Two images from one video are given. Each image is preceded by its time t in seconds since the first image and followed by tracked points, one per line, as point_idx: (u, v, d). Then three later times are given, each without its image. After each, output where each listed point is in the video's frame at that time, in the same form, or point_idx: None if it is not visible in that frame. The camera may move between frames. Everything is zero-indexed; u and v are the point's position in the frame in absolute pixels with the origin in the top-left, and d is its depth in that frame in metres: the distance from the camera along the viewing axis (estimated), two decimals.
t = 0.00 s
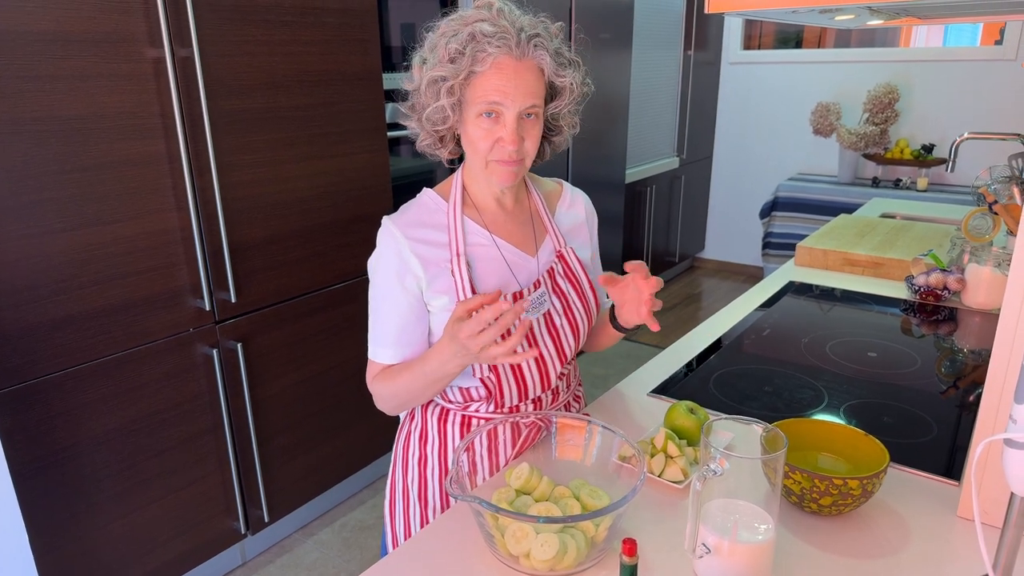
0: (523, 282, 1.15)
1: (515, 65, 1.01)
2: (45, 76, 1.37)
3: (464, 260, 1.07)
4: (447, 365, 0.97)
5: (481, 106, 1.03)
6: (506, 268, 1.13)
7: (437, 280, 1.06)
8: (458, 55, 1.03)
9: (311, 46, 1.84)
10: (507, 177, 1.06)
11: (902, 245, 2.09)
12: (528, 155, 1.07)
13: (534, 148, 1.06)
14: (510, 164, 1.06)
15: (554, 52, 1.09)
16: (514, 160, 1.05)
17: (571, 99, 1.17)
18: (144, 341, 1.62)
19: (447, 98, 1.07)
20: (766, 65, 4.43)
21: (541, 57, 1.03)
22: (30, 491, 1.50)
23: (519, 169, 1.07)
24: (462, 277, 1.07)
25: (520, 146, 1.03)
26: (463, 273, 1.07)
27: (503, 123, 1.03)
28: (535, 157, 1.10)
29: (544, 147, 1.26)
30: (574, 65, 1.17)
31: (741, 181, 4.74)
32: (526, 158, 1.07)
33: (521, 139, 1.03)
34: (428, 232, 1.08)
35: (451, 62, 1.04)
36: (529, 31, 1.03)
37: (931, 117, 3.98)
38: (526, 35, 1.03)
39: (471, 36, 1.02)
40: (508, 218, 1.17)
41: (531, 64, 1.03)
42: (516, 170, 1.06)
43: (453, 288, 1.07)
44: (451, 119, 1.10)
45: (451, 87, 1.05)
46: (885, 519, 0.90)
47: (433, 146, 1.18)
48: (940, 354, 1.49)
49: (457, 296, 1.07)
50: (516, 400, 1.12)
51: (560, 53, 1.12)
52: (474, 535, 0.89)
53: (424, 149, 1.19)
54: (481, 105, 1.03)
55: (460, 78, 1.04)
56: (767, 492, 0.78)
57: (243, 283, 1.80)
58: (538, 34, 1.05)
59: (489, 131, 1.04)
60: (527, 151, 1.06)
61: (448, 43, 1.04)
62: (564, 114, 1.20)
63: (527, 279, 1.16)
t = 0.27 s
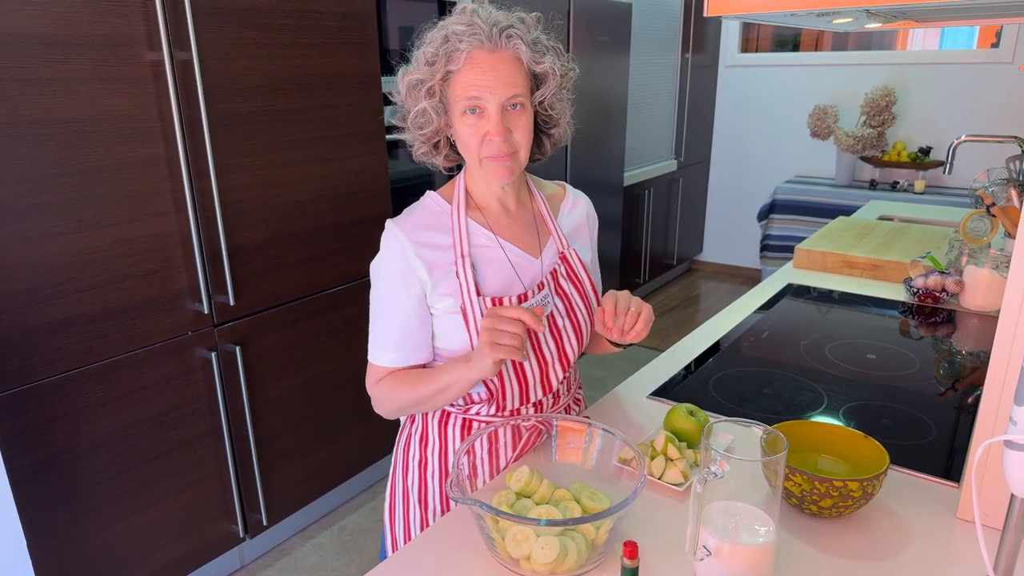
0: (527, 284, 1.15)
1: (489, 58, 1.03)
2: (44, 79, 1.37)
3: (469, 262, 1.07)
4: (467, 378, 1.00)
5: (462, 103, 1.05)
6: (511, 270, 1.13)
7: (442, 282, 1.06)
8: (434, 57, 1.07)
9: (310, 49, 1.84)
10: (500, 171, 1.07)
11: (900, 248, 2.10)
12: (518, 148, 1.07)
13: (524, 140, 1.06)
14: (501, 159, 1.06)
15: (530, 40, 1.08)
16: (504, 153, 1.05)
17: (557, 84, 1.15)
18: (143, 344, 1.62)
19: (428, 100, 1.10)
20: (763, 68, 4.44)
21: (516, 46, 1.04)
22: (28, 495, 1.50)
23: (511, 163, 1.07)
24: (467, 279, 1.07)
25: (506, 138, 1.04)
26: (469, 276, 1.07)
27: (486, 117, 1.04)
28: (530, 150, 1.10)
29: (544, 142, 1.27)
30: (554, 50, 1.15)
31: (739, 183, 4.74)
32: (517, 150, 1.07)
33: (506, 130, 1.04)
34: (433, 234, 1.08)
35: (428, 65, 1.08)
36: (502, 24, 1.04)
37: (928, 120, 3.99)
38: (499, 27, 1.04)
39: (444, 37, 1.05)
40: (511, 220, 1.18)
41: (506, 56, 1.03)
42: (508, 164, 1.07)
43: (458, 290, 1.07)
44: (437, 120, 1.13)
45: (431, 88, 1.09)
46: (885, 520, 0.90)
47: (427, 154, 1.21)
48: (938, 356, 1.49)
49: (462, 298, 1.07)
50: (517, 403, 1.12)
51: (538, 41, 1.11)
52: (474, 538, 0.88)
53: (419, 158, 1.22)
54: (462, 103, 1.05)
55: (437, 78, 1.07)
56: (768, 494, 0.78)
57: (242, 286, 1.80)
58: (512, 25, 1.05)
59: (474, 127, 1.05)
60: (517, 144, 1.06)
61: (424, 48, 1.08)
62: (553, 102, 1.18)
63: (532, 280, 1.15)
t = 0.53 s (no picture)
0: (528, 282, 1.15)
1: (467, 58, 1.04)
2: (39, 80, 1.36)
3: (470, 260, 1.08)
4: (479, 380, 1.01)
5: (447, 107, 1.05)
6: (512, 268, 1.14)
7: (443, 279, 1.06)
8: (415, 66, 1.08)
9: (306, 49, 1.84)
10: (491, 169, 1.07)
11: (896, 249, 2.10)
12: (508, 144, 1.07)
13: (512, 136, 1.06)
14: (491, 157, 1.06)
15: (507, 35, 1.08)
16: (493, 150, 1.06)
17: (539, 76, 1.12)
18: (138, 345, 1.61)
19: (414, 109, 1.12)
20: (759, 70, 4.45)
21: (492, 43, 1.04)
22: (24, 496, 1.49)
23: (501, 159, 1.07)
24: (468, 277, 1.07)
25: (492, 135, 1.04)
26: (470, 273, 1.07)
27: (471, 118, 1.05)
28: (522, 145, 1.10)
29: (541, 138, 1.26)
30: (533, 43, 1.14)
31: (735, 184, 4.75)
32: (506, 147, 1.07)
33: (492, 128, 1.04)
34: (433, 231, 1.08)
35: (410, 74, 1.10)
36: (477, 24, 1.05)
37: (923, 121, 4.00)
38: (474, 28, 1.04)
39: (421, 45, 1.06)
40: (511, 218, 1.18)
41: (483, 54, 1.04)
42: (497, 161, 1.07)
43: (459, 287, 1.07)
44: (426, 127, 1.14)
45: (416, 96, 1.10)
46: (881, 520, 0.90)
47: (424, 162, 1.21)
48: (933, 356, 1.50)
49: (463, 296, 1.07)
50: (516, 403, 1.12)
51: (516, 35, 1.10)
52: (471, 538, 0.88)
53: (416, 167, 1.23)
54: (447, 106, 1.06)
55: (420, 86, 1.09)
56: (764, 494, 0.78)
57: (238, 287, 1.80)
58: (487, 23, 1.06)
59: (461, 129, 1.06)
60: (506, 140, 1.06)
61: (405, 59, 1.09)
62: (540, 94, 1.17)
63: (532, 279, 1.16)
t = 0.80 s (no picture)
0: (525, 282, 1.14)
1: (457, 61, 1.03)
2: (35, 80, 1.36)
3: (466, 260, 1.07)
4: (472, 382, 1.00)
5: (438, 110, 1.05)
6: (509, 269, 1.13)
7: (439, 280, 1.06)
8: (405, 69, 1.08)
9: (303, 50, 1.83)
10: (485, 171, 1.07)
11: (894, 249, 2.10)
12: (501, 145, 1.07)
13: (505, 137, 1.06)
14: (484, 158, 1.06)
15: (497, 35, 1.07)
16: (486, 152, 1.06)
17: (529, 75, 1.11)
18: (135, 347, 1.61)
19: (406, 112, 1.11)
20: (757, 70, 4.45)
21: (482, 45, 1.04)
22: (20, 499, 1.48)
23: (494, 160, 1.07)
24: (464, 277, 1.07)
25: (485, 137, 1.04)
26: (465, 274, 1.07)
27: (463, 120, 1.04)
28: (516, 145, 1.09)
29: (535, 138, 1.26)
30: (522, 42, 1.12)
31: (733, 184, 4.75)
32: (499, 148, 1.07)
33: (485, 130, 1.04)
34: (429, 232, 1.08)
35: (402, 78, 1.09)
36: (466, 26, 1.04)
37: (921, 121, 4.00)
38: (463, 30, 1.04)
39: (411, 48, 1.06)
40: (507, 218, 1.17)
41: (473, 56, 1.03)
42: (491, 162, 1.07)
43: (455, 288, 1.07)
44: (419, 129, 1.14)
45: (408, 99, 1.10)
46: (880, 523, 0.90)
47: (419, 164, 1.21)
48: (932, 357, 1.50)
49: (459, 297, 1.07)
50: (514, 404, 1.11)
51: (506, 35, 1.09)
52: (469, 541, 0.88)
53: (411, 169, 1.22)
54: (438, 109, 1.05)
55: (411, 89, 1.08)
56: (763, 496, 0.78)
57: (236, 288, 1.79)
58: (476, 24, 1.05)
59: (453, 132, 1.05)
60: (499, 142, 1.06)
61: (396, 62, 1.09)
62: (533, 95, 1.15)
63: (529, 279, 1.15)
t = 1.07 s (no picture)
0: (521, 287, 1.15)
1: (459, 67, 1.03)
2: (33, 85, 1.36)
3: (462, 265, 1.07)
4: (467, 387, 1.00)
5: (439, 115, 1.05)
6: (505, 273, 1.14)
7: (435, 285, 1.06)
8: (406, 74, 1.08)
9: (300, 54, 1.84)
10: (484, 176, 1.08)
11: (889, 252, 2.11)
12: (500, 151, 1.07)
13: (505, 143, 1.07)
14: (484, 164, 1.07)
15: (499, 43, 1.08)
16: (486, 158, 1.06)
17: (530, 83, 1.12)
18: (133, 351, 1.61)
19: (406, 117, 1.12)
20: (752, 73, 4.47)
21: (484, 52, 1.04)
22: (17, 505, 1.48)
23: (494, 166, 1.08)
24: (460, 282, 1.07)
25: (485, 143, 1.05)
26: (461, 278, 1.07)
27: (463, 126, 1.05)
28: (514, 152, 1.10)
29: (533, 144, 1.27)
30: (523, 49, 1.13)
31: (729, 187, 4.77)
32: (499, 154, 1.07)
33: (485, 136, 1.05)
34: (426, 238, 1.08)
35: (403, 82, 1.09)
36: (468, 32, 1.05)
37: (915, 124, 4.03)
38: (466, 36, 1.04)
39: (413, 52, 1.06)
40: (504, 223, 1.18)
41: (475, 63, 1.04)
42: (490, 168, 1.07)
43: (451, 293, 1.07)
44: (418, 134, 1.14)
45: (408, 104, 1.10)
46: (878, 524, 0.90)
47: (416, 168, 1.21)
48: (927, 359, 1.50)
49: (455, 301, 1.07)
50: (511, 408, 1.12)
51: (507, 43, 1.10)
52: (468, 544, 0.88)
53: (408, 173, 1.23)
54: (439, 114, 1.06)
55: (412, 94, 1.09)
56: (761, 499, 0.78)
57: (233, 292, 1.79)
58: (478, 31, 1.05)
59: (453, 137, 1.06)
60: (498, 148, 1.07)
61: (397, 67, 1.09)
62: (533, 102, 1.17)
63: (525, 283, 1.15)
